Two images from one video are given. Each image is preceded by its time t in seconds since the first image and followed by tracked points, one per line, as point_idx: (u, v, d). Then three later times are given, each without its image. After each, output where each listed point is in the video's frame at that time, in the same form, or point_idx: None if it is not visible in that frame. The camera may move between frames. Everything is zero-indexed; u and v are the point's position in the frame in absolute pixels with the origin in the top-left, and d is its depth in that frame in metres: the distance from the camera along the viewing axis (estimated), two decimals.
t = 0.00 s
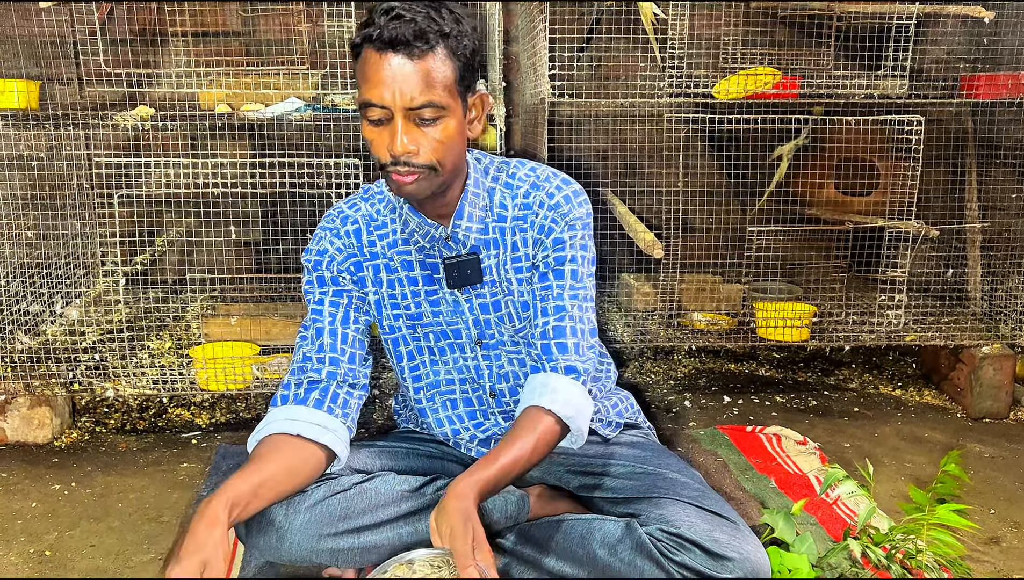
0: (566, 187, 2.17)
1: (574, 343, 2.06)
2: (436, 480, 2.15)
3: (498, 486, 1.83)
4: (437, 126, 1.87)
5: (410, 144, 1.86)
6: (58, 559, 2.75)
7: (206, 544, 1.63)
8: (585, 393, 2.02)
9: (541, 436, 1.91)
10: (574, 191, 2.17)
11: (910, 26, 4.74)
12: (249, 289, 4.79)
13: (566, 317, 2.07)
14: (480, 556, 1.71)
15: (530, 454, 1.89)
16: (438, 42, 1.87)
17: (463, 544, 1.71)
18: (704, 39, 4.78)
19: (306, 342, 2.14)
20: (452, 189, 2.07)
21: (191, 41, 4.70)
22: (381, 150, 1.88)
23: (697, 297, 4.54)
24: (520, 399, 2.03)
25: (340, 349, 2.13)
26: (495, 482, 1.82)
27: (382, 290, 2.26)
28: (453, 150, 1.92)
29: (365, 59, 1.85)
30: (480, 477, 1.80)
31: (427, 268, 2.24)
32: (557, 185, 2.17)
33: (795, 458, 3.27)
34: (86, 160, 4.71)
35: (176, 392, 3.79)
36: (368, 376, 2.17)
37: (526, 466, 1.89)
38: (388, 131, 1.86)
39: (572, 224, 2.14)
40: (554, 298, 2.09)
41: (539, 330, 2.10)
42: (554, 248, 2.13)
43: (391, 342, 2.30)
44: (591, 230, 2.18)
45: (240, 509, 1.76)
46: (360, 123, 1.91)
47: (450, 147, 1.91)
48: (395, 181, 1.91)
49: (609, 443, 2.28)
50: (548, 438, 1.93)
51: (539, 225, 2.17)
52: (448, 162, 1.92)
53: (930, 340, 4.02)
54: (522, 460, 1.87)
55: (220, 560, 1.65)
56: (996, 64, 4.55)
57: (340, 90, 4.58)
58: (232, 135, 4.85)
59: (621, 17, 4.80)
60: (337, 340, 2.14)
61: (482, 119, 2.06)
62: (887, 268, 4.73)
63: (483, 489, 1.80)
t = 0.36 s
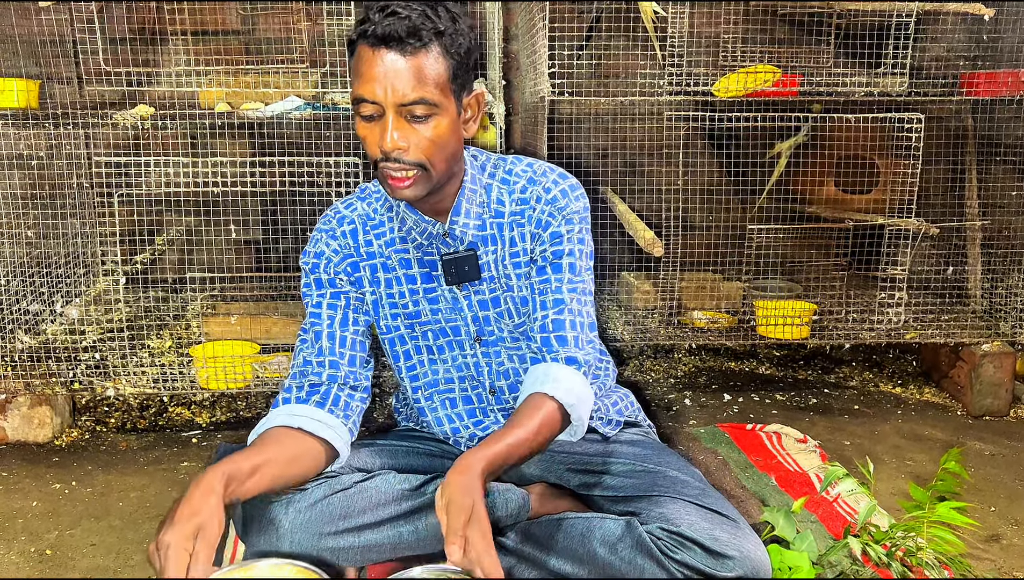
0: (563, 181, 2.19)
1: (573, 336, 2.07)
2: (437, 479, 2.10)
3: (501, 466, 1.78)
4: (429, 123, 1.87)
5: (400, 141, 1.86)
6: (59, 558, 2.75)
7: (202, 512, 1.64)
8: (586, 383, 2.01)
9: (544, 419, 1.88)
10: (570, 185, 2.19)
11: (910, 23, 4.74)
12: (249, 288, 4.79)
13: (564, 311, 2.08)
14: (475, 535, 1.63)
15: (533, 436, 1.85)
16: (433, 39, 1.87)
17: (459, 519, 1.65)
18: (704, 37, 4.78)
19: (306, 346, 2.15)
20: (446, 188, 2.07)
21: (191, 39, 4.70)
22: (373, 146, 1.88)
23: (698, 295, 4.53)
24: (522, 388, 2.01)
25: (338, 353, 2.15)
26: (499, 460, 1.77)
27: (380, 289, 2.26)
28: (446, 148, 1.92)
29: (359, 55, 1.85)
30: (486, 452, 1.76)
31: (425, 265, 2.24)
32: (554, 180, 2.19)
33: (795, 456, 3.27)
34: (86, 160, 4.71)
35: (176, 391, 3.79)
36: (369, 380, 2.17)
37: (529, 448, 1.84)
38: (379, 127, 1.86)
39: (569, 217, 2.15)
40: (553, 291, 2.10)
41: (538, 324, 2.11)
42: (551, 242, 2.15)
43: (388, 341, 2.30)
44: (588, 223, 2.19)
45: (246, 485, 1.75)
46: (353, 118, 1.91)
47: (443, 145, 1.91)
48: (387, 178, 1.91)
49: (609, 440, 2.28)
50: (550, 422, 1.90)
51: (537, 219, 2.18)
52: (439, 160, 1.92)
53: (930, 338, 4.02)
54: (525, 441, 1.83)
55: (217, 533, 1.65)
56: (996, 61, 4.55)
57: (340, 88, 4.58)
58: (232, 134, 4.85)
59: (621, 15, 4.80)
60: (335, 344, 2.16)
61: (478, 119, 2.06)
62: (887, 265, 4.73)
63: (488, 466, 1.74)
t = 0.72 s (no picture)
0: (564, 182, 2.21)
1: (576, 336, 2.07)
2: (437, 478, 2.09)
3: (503, 459, 1.76)
4: (434, 113, 1.88)
5: (405, 130, 1.85)
6: (59, 559, 2.75)
7: (222, 460, 1.70)
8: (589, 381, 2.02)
9: (547, 414, 1.89)
10: (571, 185, 2.21)
11: (909, 24, 4.75)
12: (248, 289, 4.79)
13: (567, 310, 2.09)
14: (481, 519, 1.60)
15: (534, 430, 1.85)
16: (439, 33, 1.88)
17: (464, 501, 1.61)
18: (704, 38, 4.78)
19: (304, 351, 2.17)
20: (448, 185, 2.06)
21: (190, 41, 4.70)
22: (378, 135, 1.87)
23: (697, 295, 4.53)
24: (524, 386, 2.01)
25: (337, 358, 2.17)
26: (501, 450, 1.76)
27: (380, 292, 2.27)
28: (450, 140, 1.92)
29: (366, 45, 1.86)
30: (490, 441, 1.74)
31: (427, 265, 2.24)
32: (555, 180, 2.21)
33: (795, 457, 3.28)
34: (86, 161, 4.71)
35: (176, 392, 3.80)
36: (370, 384, 2.21)
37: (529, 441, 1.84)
38: (385, 116, 1.86)
39: (571, 217, 2.16)
40: (556, 291, 2.11)
41: (541, 323, 2.11)
42: (553, 242, 2.16)
43: (385, 345, 2.29)
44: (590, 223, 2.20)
45: (256, 455, 1.82)
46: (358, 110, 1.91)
47: (446, 136, 1.91)
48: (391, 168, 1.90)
49: (610, 442, 2.29)
50: (552, 417, 1.90)
51: (539, 219, 2.19)
52: (443, 152, 1.91)
53: (929, 338, 4.02)
54: (527, 433, 1.83)
55: (237, 485, 1.71)
56: (995, 62, 4.56)
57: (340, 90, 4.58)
58: (232, 135, 4.85)
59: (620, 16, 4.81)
60: (334, 350, 2.18)
61: (480, 117, 2.08)
62: (886, 266, 4.73)
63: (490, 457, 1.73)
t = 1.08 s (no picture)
0: (563, 184, 2.21)
1: (575, 337, 2.08)
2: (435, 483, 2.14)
3: (502, 468, 1.76)
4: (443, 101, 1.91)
5: (422, 122, 1.89)
6: (58, 563, 2.75)
7: (260, 436, 1.80)
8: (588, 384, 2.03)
9: (545, 419, 1.88)
10: (570, 187, 2.21)
11: (907, 28, 4.75)
12: (248, 291, 4.79)
13: (566, 312, 2.09)
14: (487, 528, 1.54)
15: (533, 439, 1.84)
16: (428, 22, 1.90)
17: (471, 512, 1.55)
18: (702, 42, 4.80)
19: (305, 357, 2.18)
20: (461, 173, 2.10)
21: (190, 44, 4.72)
22: (394, 135, 1.91)
23: (696, 298, 4.54)
24: (521, 395, 2.00)
25: (338, 364, 2.17)
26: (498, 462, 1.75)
27: (381, 297, 2.28)
28: (461, 123, 1.95)
29: (360, 51, 1.88)
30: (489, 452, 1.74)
31: (428, 270, 2.25)
32: (554, 182, 2.21)
33: (794, 460, 3.28)
34: (86, 164, 4.72)
35: (176, 395, 3.80)
36: (371, 391, 2.22)
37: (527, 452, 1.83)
38: (399, 114, 1.90)
39: (570, 220, 2.17)
40: (555, 292, 2.12)
41: (540, 325, 2.12)
42: (553, 245, 2.16)
43: (385, 350, 2.30)
44: (589, 225, 2.21)
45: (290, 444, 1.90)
46: (364, 115, 1.94)
47: (459, 119, 1.94)
48: (414, 163, 1.93)
49: (609, 444, 2.28)
50: (552, 422, 1.90)
51: (539, 221, 2.19)
52: (459, 137, 1.95)
53: (928, 342, 4.03)
54: (526, 442, 1.82)
55: (271, 461, 1.80)
56: (993, 66, 4.55)
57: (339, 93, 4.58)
58: (232, 138, 4.87)
59: (619, 20, 4.82)
60: (334, 356, 2.18)
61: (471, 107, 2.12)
62: (885, 269, 4.74)
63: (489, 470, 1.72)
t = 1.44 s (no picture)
0: (564, 187, 2.21)
1: (585, 343, 2.08)
2: (435, 485, 2.12)
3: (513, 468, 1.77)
4: (434, 114, 1.92)
5: (412, 138, 1.90)
6: (58, 564, 2.75)
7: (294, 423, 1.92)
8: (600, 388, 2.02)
9: (558, 420, 1.88)
10: (572, 190, 2.21)
11: (908, 31, 4.76)
12: (248, 293, 4.78)
13: (575, 318, 2.10)
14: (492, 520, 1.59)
15: (548, 441, 1.85)
16: (417, 35, 1.91)
17: (479, 510, 1.59)
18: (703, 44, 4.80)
19: (306, 360, 2.18)
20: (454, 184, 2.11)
21: (191, 46, 4.73)
22: (386, 149, 1.92)
23: (697, 300, 4.54)
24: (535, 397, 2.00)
25: (340, 368, 2.17)
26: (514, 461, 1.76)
27: (381, 302, 2.28)
28: (453, 134, 1.97)
29: (350, 66, 1.89)
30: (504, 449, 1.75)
31: (428, 275, 2.25)
32: (555, 186, 2.21)
33: (794, 462, 3.28)
34: (86, 166, 4.73)
35: (176, 397, 3.80)
36: (374, 395, 2.23)
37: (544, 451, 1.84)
38: (388, 130, 1.91)
39: (573, 223, 2.17)
40: (562, 299, 2.12)
41: (548, 332, 2.12)
42: (557, 249, 2.16)
43: (386, 354, 2.31)
44: (593, 229, 2.21)
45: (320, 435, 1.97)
46: (355, 130, 1.95)
47: (450, 131, 1.95)
48: (406, 177, 1.96)
49: (609, 447, 2.28)
50: (566, 426, 1.90)
51: (540, 226, 2.19)
52: (451, 149, 1.97)
53: (929, 344, 4.02)
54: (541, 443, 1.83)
55: (306, 445, 1.90)
56: (994, 69, 4.59)
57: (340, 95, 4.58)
58: (232, 139, 4.87)
59: (620, 22, 4.82)
60: (336, 360, 2.18)
61: (464, 112, 2.13)
62: (886, 272, 4.74)
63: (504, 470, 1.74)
